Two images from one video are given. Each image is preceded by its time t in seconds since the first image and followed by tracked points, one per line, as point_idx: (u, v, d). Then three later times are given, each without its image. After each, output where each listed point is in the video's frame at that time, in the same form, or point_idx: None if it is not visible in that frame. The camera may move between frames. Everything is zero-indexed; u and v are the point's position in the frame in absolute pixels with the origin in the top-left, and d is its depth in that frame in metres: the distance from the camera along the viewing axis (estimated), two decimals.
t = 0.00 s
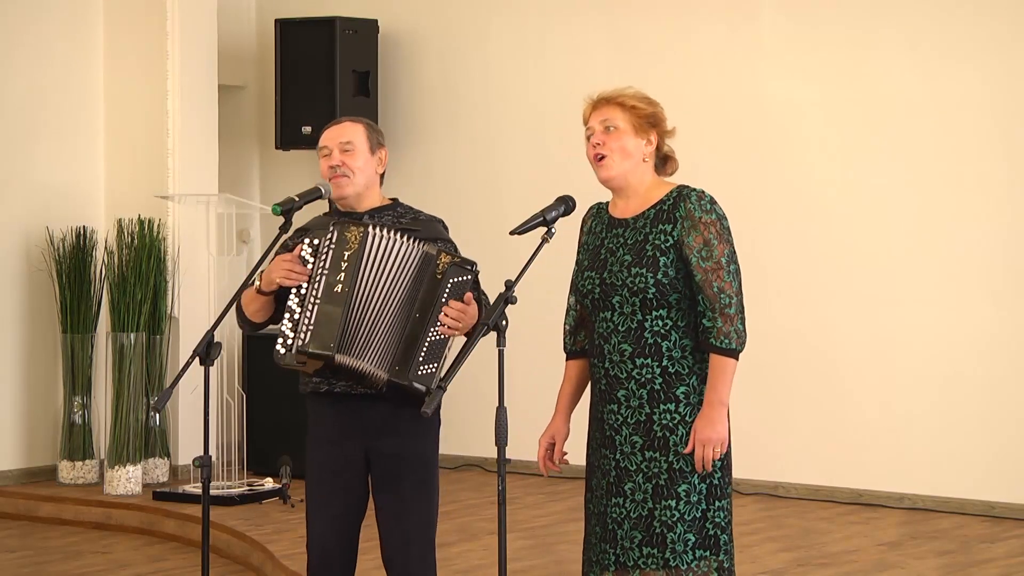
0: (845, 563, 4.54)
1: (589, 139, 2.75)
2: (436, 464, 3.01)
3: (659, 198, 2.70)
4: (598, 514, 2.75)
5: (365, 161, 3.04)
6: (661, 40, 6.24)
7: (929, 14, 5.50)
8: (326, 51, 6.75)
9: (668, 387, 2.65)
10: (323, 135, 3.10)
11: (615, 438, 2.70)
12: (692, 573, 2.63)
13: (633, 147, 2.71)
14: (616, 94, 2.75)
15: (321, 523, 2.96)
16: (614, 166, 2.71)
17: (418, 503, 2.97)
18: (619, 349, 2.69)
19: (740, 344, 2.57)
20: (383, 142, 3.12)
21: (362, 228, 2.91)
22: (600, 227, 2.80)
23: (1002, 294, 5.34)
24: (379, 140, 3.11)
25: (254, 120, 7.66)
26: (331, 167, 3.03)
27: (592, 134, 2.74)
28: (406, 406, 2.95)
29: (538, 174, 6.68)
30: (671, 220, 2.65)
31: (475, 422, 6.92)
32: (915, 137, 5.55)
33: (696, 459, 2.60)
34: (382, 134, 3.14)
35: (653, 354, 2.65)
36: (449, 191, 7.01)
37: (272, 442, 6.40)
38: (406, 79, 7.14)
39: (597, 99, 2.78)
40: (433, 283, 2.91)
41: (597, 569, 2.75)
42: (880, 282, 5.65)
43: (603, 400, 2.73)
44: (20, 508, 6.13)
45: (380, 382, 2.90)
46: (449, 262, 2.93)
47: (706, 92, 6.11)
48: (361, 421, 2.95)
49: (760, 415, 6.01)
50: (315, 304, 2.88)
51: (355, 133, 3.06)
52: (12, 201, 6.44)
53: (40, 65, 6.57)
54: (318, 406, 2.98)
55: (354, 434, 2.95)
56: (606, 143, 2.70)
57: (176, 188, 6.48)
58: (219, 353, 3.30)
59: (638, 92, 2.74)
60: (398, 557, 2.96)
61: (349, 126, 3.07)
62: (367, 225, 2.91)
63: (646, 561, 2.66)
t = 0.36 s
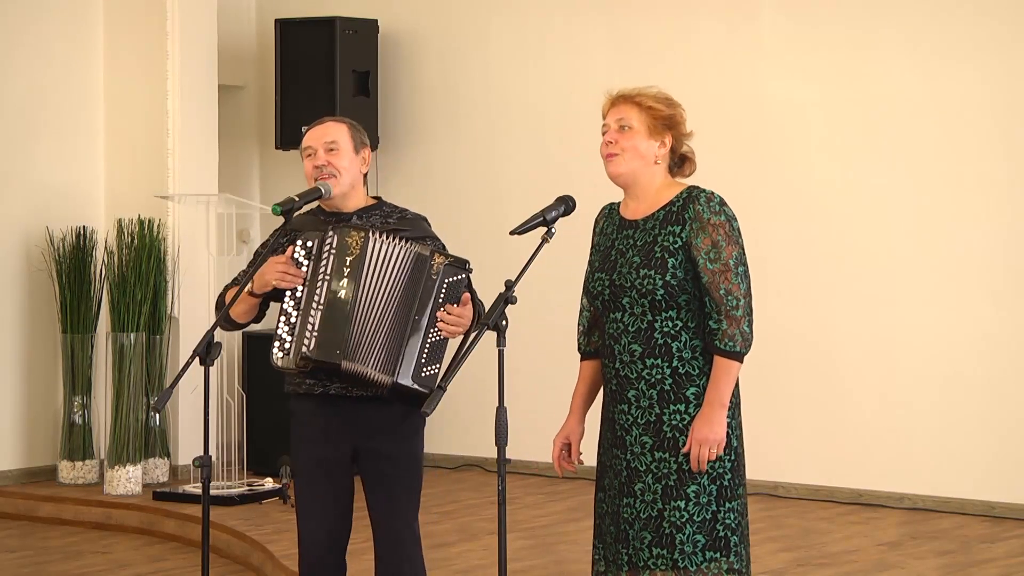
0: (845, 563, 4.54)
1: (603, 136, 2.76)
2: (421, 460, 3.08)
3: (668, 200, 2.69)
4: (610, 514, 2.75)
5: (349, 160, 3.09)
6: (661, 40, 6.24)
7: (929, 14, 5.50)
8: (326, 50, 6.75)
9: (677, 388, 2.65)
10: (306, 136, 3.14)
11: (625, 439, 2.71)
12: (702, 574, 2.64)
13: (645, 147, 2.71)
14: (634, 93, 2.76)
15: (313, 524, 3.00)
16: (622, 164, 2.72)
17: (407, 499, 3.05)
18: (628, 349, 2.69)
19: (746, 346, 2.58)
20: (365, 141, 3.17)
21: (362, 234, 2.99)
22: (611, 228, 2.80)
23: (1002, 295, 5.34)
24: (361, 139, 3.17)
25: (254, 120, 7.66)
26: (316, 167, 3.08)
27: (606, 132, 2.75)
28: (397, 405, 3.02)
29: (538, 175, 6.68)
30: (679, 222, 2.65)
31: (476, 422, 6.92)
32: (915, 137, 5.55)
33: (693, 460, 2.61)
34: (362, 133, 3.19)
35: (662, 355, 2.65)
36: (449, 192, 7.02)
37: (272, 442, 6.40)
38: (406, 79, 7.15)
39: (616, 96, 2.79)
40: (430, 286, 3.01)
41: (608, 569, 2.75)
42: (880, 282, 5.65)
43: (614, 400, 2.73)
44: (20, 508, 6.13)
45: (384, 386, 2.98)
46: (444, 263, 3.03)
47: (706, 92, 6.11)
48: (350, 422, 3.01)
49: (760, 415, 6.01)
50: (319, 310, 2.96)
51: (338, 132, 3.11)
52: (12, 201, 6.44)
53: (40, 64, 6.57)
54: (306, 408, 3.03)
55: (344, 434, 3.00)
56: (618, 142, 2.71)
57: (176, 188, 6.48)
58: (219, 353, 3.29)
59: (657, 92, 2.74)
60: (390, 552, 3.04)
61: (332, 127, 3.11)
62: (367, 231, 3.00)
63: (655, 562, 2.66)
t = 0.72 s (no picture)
0: (845, 563, 4.55)
1: (614, 138, 2.77)
2: (412, 457, 3.16)
3: (677, 201, 2.70)
4: (615, 513, 2.76)
5: (343, 161, 3.12)
6: (661, 40, 6.25)
7: (929, 14, 5.51)
8: (326, 50, 6.75)
9: (683, 389, 2.65)
10: (301, 135, 3.16)
11: (631, 438, 2.71)
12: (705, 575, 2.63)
13: (655, 150, 2.71)
14: (643, 95, 2.76)
15: (307, 518, 3.09)
16: (632, 167, 2.73)
17: (396, 493, 3.12)
18: (635, 349, 2.70)
19: (754, 348, 2.58)
20: (359, 140, 3.20)
21: (365, 239, 3.03)
22: (621, 228, 2.80)
23: (1002, 295, 5.35)
24: (354, 138, 3.20)
25: (254, 120, 7.66)
26: (312, 167, 3.11)
27: (616, 133, 2.76)
28: (388, 404, 3.09)
29: (538, 175, 6.68)
30: (688, 222, 2.65)
31: (476, 422, 6.92)
32: (915, 137, 5.55)
33: (706, 463, 2.61)
34: (356, 133, 3.22)
35: (668, 355, 2.66)
36: (449, 192, 7.02)
37: (272, 442, 6.40)
38: (406, 79, 7.15)
39: (627, 96, 2.79)
40: (428, 291, 3.07)
41: (613, 568, 2.75)
42: (880, 281, 5.65)
43: (621, 400, 2.74)
44: (20, 508, 6.12)
45: (383, 391, 3.03)
46: (440, 267, 3.09)
47: (706, 93, 6.11)
48: (341, 419, 3.07)
49: (759, 415, 6.02)
50: (320, 315, 2.99)
51: (332, 132, 3.13)
52: (12, 201, 6.44)
53: (39, 64, 6.57)
54: (297, 406, 3.10)
55: (334, 431, 3.07)
56: (628, 145, 2.72)
57: (176, 188, 6.48)
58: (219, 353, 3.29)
59: (665, 93, 2.74)
60: (380, 545, 3.12)
61: (327, 126, 3.14)
62: (371, 237, 3.03)
63: (658, 562, 2.66)
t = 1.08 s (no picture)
0: (845, 563, 4.55)
1: (623, 138, 2.76)
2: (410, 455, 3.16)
3: (685, 201, 2.70)
4: (620, 513, 2.76)
5: (345, 160, 3.13)
6: (661, 40, 6.25)
7: (929, 13, 5.51)
8: (326, 51, 6.75)
9: (689, 389, 2.65)
10: (303, 133, 3.16)
11: (636, 438, 2.72)
12: None
13: (665, 150, 2.71)
14: (653, 94, 2.76)
15: (306, 516, 3.10)
16: (643, 167, 2.72)
17: (394, 492, 3.12)
18: (641, 349, 2.70)
19: (760, 349, 2.58)
20: (360, 140, 3.20)
21: (365, 240, 3.04)
22: (628, 229, 2.81)
23: (1002, 295, 5.35)
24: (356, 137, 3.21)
25: (254, 120, 7.66)
26: (313, 167, 3.11)
27: (626, 133, 2.75)
28: (387, 403, 3.09)
29: (539, 175, 6.68)
30: (695, 222, 2.65)
31: (476, 422, 6.92)
32: (915, 137, 5.55)
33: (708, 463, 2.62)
34: (357, 132, 3.22)
35: (674, 356, 2.66)
36: (449, 192, 7.02)
37: (272, 442, 6.40)
38: (406, 79, 7.15)
39: (636, 96, 2.79)
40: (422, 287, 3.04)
41: (617, 568, 2.76)
42: (880, 281, 5.65)
43: (626, 400, 2.74)
44: (20, 508, 6.13)
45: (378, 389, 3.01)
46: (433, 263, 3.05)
47: (706, 92, 6.12)
48: (340, 417, 3.07)
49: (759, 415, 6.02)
50: (320, 315, 3.00)
51: (334, 131, 3.14)
52: (12, 200, 6.44)
53: (39, 64, 6.57)
54: (296, 404, 3.10)
55: (333, 429, 3.08)
56: (638, 144, 2.72)
57: (176, 188, 6.48)
58: (219, 353, 3.29)
59: (675, 93, 2.74)
60: (379, 544, 3.13)
61: (330, 126, 3.15)
62: (371, 237, 3.04)
63: (662, 562, 2.66)
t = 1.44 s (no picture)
0: (845, 563, 4.55)
1: (623, 139, 2.76)
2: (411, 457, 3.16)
3: (688, 201, 2.70)
4: (622, 513, 2.75)
5: (338, 166, 3.14)
6: (661, 40, 6.25)
7: (929, 13, 5.51)
8: (326, 50, 6.75)
9: (692, 389, 2.65)
10: (293, 140, 3.17)
11: (639, 438, 2.71)
12: None
13: (666, 150, 2.71)
14: (652, 95, 2.76)
15: (307, 520, 3.09)
16: (645, 167, 2.72)
17: (394, 494, 3.12)
18: (643, 349, 2.70)
19: (764, 348, 2.58)
20: (351, 145, 3.21)
21: (360, 230, 3.05)
22: (629, 230, 2.81)
23: (1002, 294, 5.35)
24: (348, 142, 3.21)
25: (254, 120, 7.66)
26: (306, 172, 3.12)
27: (626, 135, 2.75)
28: (386, 401, 3.09)
29: (538, 175, 6.68)
30: (698, 222, 2.66)
31: (476, 422, 6.92)
32: (915, 137, 5.55)
33: (715, 462, 2.61)
34: (348, 137, 3.23)
35: (677, 355, 2.66)
36: (449, 193, 7.02)
37: (272, 442, 6.40)
38: (406, 79, 7.16)
39: (634, 97, 2.78)
40: (412, 271, 3.05)
41: (619, 568, 2.75)
42: (880, 281, 5.65)
43: (629, 400, 2.74)
44: (20, 507, 6.12)
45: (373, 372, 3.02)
46: (424, 249, 3.06)
47: (706, 92, 6.11)
48: (339, 417, 3.08)
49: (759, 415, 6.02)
50: (317, 305, 3.02)
51: (327, 137, 3.14)
52: (13, 200, 6.45)
53: (40, 64, 6.57)
54: (295, 406, 3.10)
55: (332, 430, 3.08)
56: (640, 145, 2.71)
57: (176, 188, 6.48)
58: (218, 353, 3.29)
59: (673, 93, 2.74)
60: (379, 546, 3.12)
61: (323, 131, 3.15)
62: (365, 227, 3.06)
63: (663, 562, 2.66)
